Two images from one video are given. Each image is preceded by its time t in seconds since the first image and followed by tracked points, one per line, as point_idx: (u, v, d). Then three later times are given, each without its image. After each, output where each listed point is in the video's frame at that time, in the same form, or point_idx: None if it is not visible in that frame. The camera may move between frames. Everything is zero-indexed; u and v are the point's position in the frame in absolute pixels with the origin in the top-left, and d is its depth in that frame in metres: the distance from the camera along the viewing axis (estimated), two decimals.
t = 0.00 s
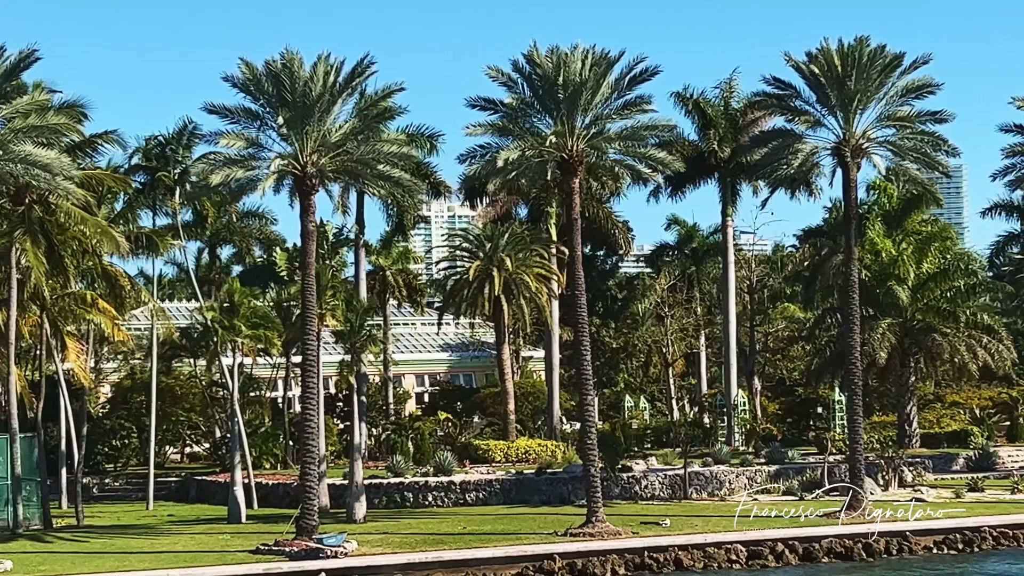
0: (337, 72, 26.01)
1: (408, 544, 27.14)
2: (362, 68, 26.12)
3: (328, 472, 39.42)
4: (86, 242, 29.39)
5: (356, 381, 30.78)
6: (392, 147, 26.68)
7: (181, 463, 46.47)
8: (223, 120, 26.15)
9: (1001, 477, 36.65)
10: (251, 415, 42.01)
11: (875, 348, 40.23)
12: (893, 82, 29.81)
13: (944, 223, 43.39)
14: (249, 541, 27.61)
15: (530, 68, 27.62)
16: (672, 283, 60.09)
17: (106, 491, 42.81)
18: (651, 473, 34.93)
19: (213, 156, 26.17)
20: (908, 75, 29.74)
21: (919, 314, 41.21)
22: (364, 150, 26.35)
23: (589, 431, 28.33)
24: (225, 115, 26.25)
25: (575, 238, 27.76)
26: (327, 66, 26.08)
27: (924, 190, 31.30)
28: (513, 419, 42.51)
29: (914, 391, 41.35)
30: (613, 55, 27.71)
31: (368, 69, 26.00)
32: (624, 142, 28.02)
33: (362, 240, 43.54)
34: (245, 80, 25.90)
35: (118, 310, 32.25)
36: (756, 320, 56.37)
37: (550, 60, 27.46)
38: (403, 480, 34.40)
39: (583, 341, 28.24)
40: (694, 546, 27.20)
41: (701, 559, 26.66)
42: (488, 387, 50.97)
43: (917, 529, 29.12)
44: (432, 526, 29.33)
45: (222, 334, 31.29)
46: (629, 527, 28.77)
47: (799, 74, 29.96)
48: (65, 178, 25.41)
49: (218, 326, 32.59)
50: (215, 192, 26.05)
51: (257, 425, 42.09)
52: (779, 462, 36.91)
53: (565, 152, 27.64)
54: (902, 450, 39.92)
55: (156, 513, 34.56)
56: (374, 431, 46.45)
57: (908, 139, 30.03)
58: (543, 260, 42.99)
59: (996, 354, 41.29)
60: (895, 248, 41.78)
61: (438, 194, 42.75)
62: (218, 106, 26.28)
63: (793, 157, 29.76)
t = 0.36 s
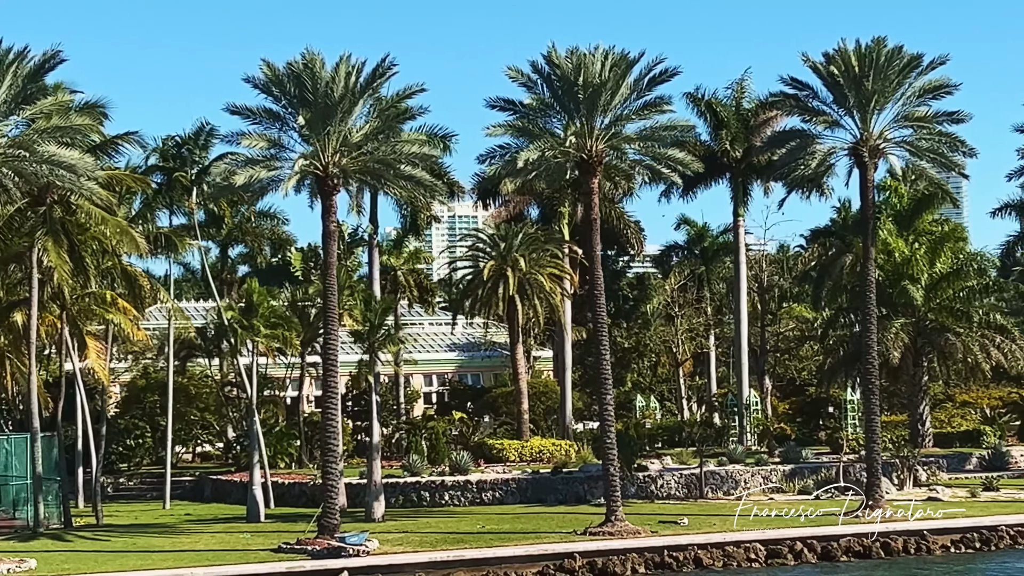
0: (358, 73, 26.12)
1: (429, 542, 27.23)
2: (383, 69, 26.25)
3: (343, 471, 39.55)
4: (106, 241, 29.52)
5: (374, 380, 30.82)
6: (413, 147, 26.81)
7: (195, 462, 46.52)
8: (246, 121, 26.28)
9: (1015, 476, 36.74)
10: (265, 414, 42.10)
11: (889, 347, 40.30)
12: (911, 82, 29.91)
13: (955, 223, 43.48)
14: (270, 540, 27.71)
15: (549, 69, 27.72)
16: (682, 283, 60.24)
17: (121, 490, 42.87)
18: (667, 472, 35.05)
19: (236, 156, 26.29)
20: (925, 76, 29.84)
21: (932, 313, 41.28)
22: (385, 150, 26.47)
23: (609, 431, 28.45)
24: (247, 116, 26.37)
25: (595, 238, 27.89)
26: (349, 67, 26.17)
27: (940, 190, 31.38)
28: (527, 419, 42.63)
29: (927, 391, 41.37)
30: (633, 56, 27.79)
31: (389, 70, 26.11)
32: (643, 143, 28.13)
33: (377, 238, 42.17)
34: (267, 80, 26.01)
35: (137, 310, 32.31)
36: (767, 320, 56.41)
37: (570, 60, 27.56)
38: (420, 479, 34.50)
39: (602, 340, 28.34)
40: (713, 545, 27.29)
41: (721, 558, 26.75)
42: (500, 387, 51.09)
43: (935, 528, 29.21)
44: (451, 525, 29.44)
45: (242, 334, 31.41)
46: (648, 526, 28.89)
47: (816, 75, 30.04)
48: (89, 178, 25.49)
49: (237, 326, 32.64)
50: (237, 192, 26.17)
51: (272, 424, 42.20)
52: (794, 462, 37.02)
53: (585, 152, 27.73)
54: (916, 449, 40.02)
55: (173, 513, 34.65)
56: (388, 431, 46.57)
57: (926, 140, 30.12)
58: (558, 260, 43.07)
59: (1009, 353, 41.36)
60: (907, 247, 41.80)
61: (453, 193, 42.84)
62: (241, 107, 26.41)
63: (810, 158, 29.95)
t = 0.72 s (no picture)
0: (378, 73, 26.20)
1: (447, 541, 27.34)
2: (402, 69, 26.32)
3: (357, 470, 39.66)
4: (124, 241, 29.64)
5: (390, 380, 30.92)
6: (433, 147, 26.90)
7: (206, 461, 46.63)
8: (266, 121, 26.38)
9: None
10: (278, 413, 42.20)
11: (900, 346, 40.40)
12: (926, 82, 30.02)
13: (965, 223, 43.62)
14: (289, 538, 27.83)
15: (566, 68, 27.82)
16: (690, 283, 60.37)
17: (133, 489, 42.94)
18: (681, 471, 35.18)
19: (256, 156, 26.38)
20: (940, 76, 29.95)
21: (943, 313, 41.40)
22: (404, 150, 26.57)
23: (626, 430, 28.59)
24: (267, 116, 26.47)
25: (612, 238, 28.01)
26: (369, 67, 26.25)
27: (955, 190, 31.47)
28: (539, 418, 42.75)
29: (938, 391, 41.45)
30: (650, 57, 27.86)
31: (409, 70, 26.19)
32: (660, 143, 28.26)
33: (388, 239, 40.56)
34: (288, 81, 26.12)
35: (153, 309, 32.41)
36: (776, 321, 56.49)
37: (587, 61, 27.66)
38: (434, 478, 34.62)
39: (620, 339, 28.44)
40: (730, 544, 27.41)
41: (738, 556, 26.87)
42: (509, 386, 51.20)
43: (950, 527, 29.32)
44: (468, 523, 29.55)
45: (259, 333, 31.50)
46: (665, 524, 29.02)
47: (832, 75, 30.15)
48: (111, 178, 25.63)
49: (253, 329, 32.74)
50: (258, 192, 26.25)
51: (284, 423, 42.30)
52: (807, 461, 37.15)
53: (602, 152, 27.83)
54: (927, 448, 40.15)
55: (188, 511, 34.78)
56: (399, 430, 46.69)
57: (941, 140, 30.22)
58: (569, 259, 43.18)
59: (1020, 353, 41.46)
60: (918, 246, 41.92)
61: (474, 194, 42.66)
62: (261, 107, 26.49)
63: (826, 158, 30.08)
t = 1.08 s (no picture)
0: (400, 75, 26.33)
1: (467, 540, 27.47)
2: (423, 71, 26.44)
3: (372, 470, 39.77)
4: (145, 242, 29.76)
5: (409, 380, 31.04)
6: (454, 148, 27.03)
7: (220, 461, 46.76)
8: (289, 122, 26.52)
9: None
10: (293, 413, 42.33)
11: (914, 347, 40.51)
12: (943, 83, 30.14)
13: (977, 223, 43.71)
14: (311, 537, 27.95)
15: (586, 69, 27.98)
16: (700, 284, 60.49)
17: (149, 488, 43.07)
18: (697, 471, 35.32)
19: (279, 157, 26.52)
20: (957, 77, 30.08)
21: (956, 313, 41.52)
22: (426, 151, 26.69)
23: (645, 430, 28.74)
24: (290, 117, 26.62)
25: (632, 238, 28.15)
26: (390, 69, 26.37)
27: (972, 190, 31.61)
28: (553, 418, 42.87)
29: (952, 391, 41.52)
30: (669, 58, 27.97)
31: (430, 71, 26.30)
32: (679, 144, 28.39)
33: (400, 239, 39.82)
34: (310, 82, 26.26)
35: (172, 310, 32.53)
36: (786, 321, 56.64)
37: (606, 62, 27.81)
38: (451, 478, 34.76)
39: (639, 339, 28.59)
40: (750, 543, 27.52)
41: (758, 556, 26.98)
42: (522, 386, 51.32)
43: (968, 526, 29.42)
44: (487, 523, 29.67)
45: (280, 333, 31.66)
46: (685, 524, 29.16)
47: (848, 76, 30.29)
48: (135, 179, 25.79)
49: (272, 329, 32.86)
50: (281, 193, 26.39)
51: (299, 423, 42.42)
52: (822, 461, 37.27)
53: (621, 153, 27.95)
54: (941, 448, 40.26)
55: (206, 511, 34.92)
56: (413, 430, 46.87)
57: (959, 141, 30.35)
58: (583, 260, 43.30)
59: None
60: (931, 247, 42.05)
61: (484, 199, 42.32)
62: (283, 108, 26.64)
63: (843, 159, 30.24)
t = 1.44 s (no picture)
0: (419, 75, 26.44)
1: (486, 538, 27.57)
2: (442, 71, 26.55)
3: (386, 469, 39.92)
4: (162, 241, 29.83)
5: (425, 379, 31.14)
6: (472, 148, 27.16)
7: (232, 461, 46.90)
8: (309, 122, 26.64)
9: None
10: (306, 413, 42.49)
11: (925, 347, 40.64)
12: (959, 83, 30.20)
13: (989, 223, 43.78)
14: (329, 536, 28.06)
15: (603, 70, 28.06)
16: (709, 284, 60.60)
17: (162, 487, 43.22)
18: (711, 470, 35.45)
19: (298, 157, 26.64)
20: (973, 78, 30.12)
21: (968, 313, 41.61)
22: (444, 151, 26.83)
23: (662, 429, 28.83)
24: (309, 117, 26.73)
25: (648, 237, 28.27)
26: (410, 69, 26.48)
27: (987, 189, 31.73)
28: (565, 417, 43.00)
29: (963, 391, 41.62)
30: (687, 58, 28.06)
31: (450, 71, 26.41)
32: (695, 145, 28.51)
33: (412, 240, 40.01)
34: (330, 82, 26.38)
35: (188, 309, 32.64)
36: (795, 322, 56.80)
37: (624, 62, 27.89)
38: (466, 477, 34.89)
39: (656, 339, 28.69)
40: (767, 542, 27.61)
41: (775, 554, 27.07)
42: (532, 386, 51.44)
43: (984, 525, 29.51)
44: (504, 522, 29.76)
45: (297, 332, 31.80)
46: (702, 523, 29.26)
47: (864, 76, 30.36)
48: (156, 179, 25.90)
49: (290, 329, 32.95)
50: (301, 192, 26.53)
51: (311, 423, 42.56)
52: (835, 460, 37.40)
53: (638, 153, 28.04)
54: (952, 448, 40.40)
55: (222, 509, 35.05)
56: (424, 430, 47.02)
57: (974, 141, 30.45)
58: (595, 260, 43.42)
59: None
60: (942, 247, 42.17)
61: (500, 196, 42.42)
62: (303, 108, 26.76)
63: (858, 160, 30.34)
